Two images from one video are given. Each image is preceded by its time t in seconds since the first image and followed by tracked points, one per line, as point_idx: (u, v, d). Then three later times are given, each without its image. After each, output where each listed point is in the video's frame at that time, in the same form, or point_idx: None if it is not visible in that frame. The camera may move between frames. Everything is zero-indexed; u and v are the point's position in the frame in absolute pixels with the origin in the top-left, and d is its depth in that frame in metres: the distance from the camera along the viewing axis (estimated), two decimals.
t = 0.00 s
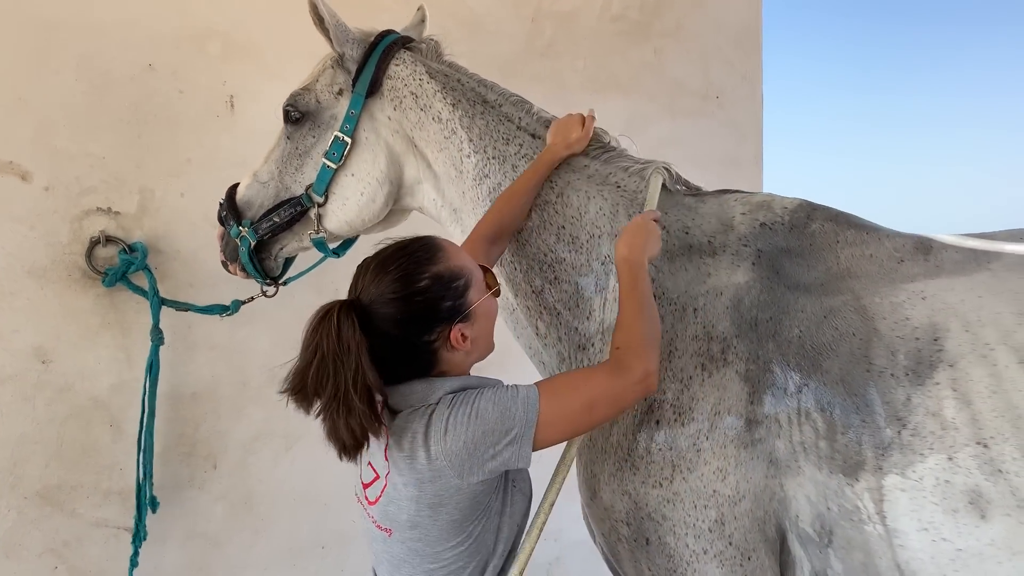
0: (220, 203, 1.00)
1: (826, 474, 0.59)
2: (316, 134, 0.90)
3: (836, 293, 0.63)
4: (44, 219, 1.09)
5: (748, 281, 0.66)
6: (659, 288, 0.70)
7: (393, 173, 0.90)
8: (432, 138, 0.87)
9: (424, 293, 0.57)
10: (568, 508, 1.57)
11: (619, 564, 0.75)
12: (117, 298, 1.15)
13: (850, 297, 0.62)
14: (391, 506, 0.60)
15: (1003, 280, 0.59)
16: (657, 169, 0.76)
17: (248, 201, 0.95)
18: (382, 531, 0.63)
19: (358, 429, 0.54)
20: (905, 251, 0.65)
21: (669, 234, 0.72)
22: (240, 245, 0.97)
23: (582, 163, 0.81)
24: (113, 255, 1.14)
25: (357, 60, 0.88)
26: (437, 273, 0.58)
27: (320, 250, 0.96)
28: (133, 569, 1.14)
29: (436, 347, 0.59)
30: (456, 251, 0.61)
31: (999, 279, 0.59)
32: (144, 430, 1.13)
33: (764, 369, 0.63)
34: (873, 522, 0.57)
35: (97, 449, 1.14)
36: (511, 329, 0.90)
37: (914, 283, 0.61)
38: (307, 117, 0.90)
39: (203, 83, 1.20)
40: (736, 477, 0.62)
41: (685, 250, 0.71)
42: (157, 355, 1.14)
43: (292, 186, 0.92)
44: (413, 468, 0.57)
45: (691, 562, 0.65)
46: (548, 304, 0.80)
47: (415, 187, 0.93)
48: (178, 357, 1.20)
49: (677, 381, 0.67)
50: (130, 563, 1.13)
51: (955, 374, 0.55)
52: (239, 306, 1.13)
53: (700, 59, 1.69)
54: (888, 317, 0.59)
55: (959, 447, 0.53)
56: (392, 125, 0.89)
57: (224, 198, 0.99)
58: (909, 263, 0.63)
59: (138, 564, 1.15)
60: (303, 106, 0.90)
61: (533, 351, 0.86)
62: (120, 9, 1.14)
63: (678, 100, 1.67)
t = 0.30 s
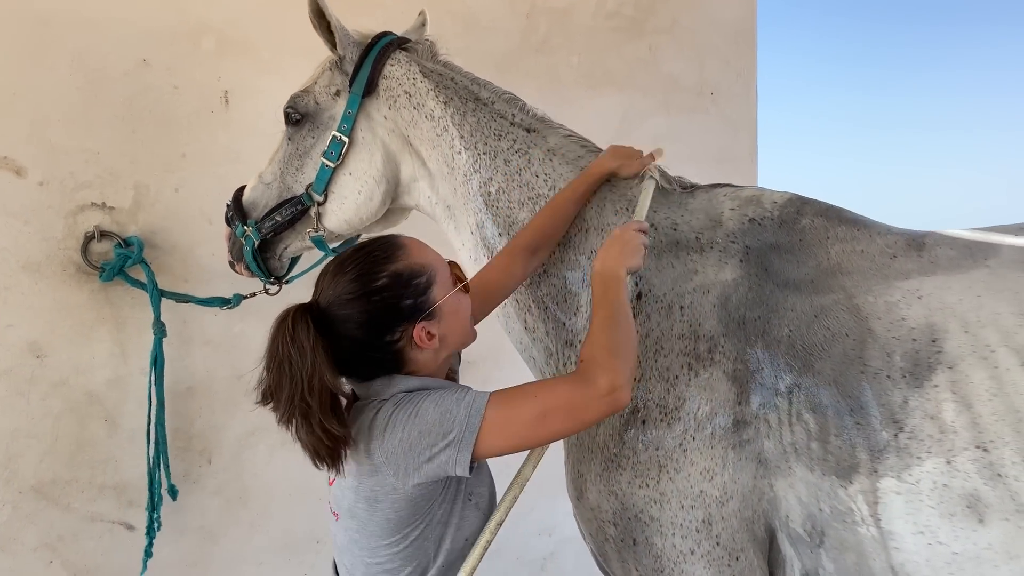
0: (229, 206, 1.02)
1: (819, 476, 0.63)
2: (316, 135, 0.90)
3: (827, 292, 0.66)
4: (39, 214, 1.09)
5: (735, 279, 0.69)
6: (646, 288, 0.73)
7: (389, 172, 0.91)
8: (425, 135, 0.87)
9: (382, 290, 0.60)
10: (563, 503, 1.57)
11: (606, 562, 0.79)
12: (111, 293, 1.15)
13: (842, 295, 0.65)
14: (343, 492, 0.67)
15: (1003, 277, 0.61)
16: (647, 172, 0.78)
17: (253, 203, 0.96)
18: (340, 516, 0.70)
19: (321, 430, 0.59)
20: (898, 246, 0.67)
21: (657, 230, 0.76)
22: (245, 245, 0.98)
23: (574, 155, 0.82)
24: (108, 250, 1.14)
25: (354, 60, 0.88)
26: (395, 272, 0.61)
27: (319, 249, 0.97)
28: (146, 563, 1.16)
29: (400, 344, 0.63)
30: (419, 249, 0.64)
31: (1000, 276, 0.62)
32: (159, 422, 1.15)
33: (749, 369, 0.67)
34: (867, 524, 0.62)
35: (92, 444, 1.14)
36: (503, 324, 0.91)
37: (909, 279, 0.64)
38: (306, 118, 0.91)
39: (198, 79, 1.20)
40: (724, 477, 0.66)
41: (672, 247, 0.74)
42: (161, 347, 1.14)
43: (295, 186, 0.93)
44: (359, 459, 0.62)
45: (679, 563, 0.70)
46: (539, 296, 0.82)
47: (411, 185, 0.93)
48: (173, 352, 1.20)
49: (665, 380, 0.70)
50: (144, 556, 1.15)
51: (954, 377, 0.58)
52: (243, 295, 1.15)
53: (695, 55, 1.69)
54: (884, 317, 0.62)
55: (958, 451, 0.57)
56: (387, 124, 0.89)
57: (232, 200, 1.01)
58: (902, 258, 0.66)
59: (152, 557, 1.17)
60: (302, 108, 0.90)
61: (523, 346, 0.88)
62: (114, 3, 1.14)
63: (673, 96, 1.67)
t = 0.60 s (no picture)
0: (227, 208, 1.03)
1: (809, 471, 0.64)
2: (308, 136, 0.91)
3: (818, 287, 0.68)
4: (35, 208, 1.09)
5: (725, 274, 0.72)
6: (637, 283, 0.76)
7: (380, 172, 0.91)
8: (415, 133, 0.87)
9: (333, 292, 0.61)
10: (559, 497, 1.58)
11: (600, 562, 0.80)
12: (108, 287, 1.15)
13: (833, 290, 0.67)
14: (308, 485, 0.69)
15: (998, 272, 0.63)
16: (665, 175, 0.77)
17: (251, 204, 0.97)
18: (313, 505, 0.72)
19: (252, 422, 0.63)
20: (889, 241, 0.69)
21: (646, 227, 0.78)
22: (244, 246, 0.98)
23: (561, 149, 0.81)
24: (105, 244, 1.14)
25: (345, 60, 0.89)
26: (348, 274, 0.62)
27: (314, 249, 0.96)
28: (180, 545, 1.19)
29: (351, 345, 0.63)
30: (380, 250, 0.65)
31: (990, 269, 0.64)
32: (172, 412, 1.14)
33: (735, 363, 0.69)
34: (859, 519, 0.63)
35: (90, 437, 1.14)
36: (494, 320, 0.92)
37: (902, 275, 0.66)
38: (299, 120, 0.92)
39: (194, 73, 1.20)
40: (714, 472, 0.68)
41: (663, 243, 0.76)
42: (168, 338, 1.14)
43: (290, 187, 0.94)
44: (320, 460, 0.64)
45: (669, 560, 0.71)
46: (529, 292, 0.83)
47: (403, 183, 0.92)
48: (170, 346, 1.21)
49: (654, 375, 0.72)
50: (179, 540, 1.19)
51: (947, 372, 0.59)
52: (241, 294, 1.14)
53: (692, 50, 1.69)
54: (875, 312, 0.64)
55: (952, 446, 0.58)
56: (378, 123, 0.89)
57: (231, 203, 1.02)
58: (894, 252, 0.68)
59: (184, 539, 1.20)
60: (294, 109, 0.91)
61: (515, 343, 0.88)
62: None
63: (670, 91, 1.67)
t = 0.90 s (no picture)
0: (222, 212, 1.03)
1: (814, 465, 0.64)
2: (308, 136, 0.91)
3: (823, 281, 0.68)
4: (40, 203, 1.09)
5: (729, 269, 0.71)
6: (639, 278, 0.76)
7: (380, 173, 0.91)
8: (416, 133, 0.87)
9: (318, 280, 0.62)
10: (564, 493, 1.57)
11: (604, 559, 0.80)
12: (113, 282, 1.15)
13: (838, 284, 0.67)
14: (293, 474, 0.68)
15: (1004, 267, 0.63)
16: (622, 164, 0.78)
17: (248, 206, 0.97)
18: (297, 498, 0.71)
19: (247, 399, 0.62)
20: (894, 235, 0.70)
21: (648, 223, 0.78)
22: (240, 249, 0.98)
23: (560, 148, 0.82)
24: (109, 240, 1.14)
25: (346, 61, 0.89)
26: (337, 263, 0.62)
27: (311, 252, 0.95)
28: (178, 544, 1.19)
29: (334, 334, 0.64)
30: (372, 242, 0.65)
31: (997, 263, 0.64)
32: (160, 412, 1.14)
33: (740, 358, 0.68)
34: (866, 514, 0.62)
35: (94, 433, 1.14)
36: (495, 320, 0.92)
37: (907, 269, 0.66)
38: (298, 120, 0.92)
39: (199, 68, 1.20)
40: (718, 468, 0.67)
41: (666, 238, 0.76)
42: (162, 338, 1.14)
43: (288, 188, 0.93)
44: (306, 446, 0.64)
45: (674, 556, 0.71)
46: (531, 291, 0.83)
47: (404, 183, 0.92)
48: (174, 342, 1.21)
49: (657, 370, 0.72)
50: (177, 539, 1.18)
51: (955, 365, 0.60)
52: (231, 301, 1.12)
53: (696, 46, 1.69)
54: (881, 306, 0.64)
55: (961, 440, 0.58)
56: (379, 123, 0.89)
57: (225, 207, 1.02)
58: (898, 246, 0.68)
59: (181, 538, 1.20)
60: (294, 110, 0.91)
61: (516, 343, 0.88)
62: None
63: (675, 87, 1.67)
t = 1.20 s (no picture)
0: (225, 208, 1.02)
1: (827, 460, 0.64)
2: (314, 131, 0.90)
3: (834, 274, 0.67)
4: (48, 197, 1.09)
5: (739, 262, 0.70)
6: (649, 272, 0.75)
7: (388, 168, 0.90)
8: (424, 127, 0.86)
9: (329, 276, 0.61)
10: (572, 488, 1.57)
11: (612, 552, 0.80)
12: (121, 276, 1.15)
13: (850, 277, 0.66)
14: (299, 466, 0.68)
15: (1018, 258, 0.62)
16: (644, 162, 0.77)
17: (251, 203, 0.96)
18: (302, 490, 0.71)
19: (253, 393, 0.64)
20: (908, 227, 0.68)
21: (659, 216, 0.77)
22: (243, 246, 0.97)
23: (570, 142, 0.81)
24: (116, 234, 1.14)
25: (352, 56, 0.89)
26: (346, 257, 0.61)
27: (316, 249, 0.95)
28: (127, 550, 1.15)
29: (348, 328, 0.63)
30: (380, 235, 0.64)
31: (1012, 255, 0.63)
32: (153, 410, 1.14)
33: (751, 352, 0.67)
34: (878, 509, 0.62)
35: (102, 427, 1.14)
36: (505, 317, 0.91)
37: (920, 261, 0.65)
38: (304, 116, 0.91)
39: (206, 61, 1.19)
40: (728, 462, 0.67)
41: (676, 230, 0.75)
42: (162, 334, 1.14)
43: (293, 184, 0.92)
44: (314, 437, 0.64)
45: (683, 551, 0.70)
46: (540, 284, 0.82)
47: (410, 179, 0.92)
48: (182, 336, 1.21)
49: (666, 364, 0.71)
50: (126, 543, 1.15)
51: (968, 358, 0.59)
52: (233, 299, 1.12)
53: (705, 38, 1.68)
54: (894, 298, 0.64)
55: (975, 434, 0.58)
56: (386, 119, 0.88)
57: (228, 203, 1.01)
58: (912, 239, 0.67)
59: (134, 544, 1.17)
60: (299, 105, 0.91)
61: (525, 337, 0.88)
62: None
63: (683, 80, 1.66)
